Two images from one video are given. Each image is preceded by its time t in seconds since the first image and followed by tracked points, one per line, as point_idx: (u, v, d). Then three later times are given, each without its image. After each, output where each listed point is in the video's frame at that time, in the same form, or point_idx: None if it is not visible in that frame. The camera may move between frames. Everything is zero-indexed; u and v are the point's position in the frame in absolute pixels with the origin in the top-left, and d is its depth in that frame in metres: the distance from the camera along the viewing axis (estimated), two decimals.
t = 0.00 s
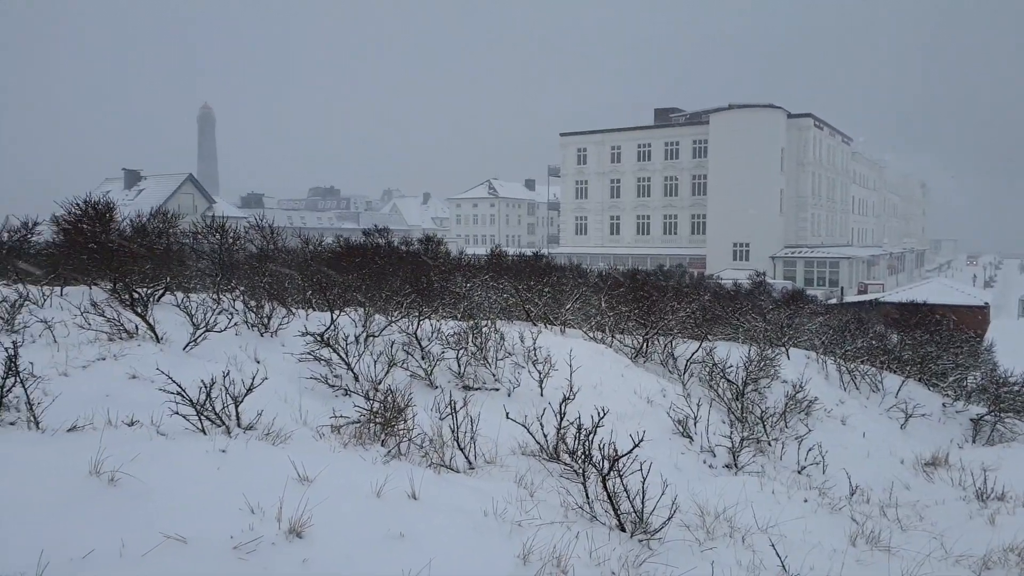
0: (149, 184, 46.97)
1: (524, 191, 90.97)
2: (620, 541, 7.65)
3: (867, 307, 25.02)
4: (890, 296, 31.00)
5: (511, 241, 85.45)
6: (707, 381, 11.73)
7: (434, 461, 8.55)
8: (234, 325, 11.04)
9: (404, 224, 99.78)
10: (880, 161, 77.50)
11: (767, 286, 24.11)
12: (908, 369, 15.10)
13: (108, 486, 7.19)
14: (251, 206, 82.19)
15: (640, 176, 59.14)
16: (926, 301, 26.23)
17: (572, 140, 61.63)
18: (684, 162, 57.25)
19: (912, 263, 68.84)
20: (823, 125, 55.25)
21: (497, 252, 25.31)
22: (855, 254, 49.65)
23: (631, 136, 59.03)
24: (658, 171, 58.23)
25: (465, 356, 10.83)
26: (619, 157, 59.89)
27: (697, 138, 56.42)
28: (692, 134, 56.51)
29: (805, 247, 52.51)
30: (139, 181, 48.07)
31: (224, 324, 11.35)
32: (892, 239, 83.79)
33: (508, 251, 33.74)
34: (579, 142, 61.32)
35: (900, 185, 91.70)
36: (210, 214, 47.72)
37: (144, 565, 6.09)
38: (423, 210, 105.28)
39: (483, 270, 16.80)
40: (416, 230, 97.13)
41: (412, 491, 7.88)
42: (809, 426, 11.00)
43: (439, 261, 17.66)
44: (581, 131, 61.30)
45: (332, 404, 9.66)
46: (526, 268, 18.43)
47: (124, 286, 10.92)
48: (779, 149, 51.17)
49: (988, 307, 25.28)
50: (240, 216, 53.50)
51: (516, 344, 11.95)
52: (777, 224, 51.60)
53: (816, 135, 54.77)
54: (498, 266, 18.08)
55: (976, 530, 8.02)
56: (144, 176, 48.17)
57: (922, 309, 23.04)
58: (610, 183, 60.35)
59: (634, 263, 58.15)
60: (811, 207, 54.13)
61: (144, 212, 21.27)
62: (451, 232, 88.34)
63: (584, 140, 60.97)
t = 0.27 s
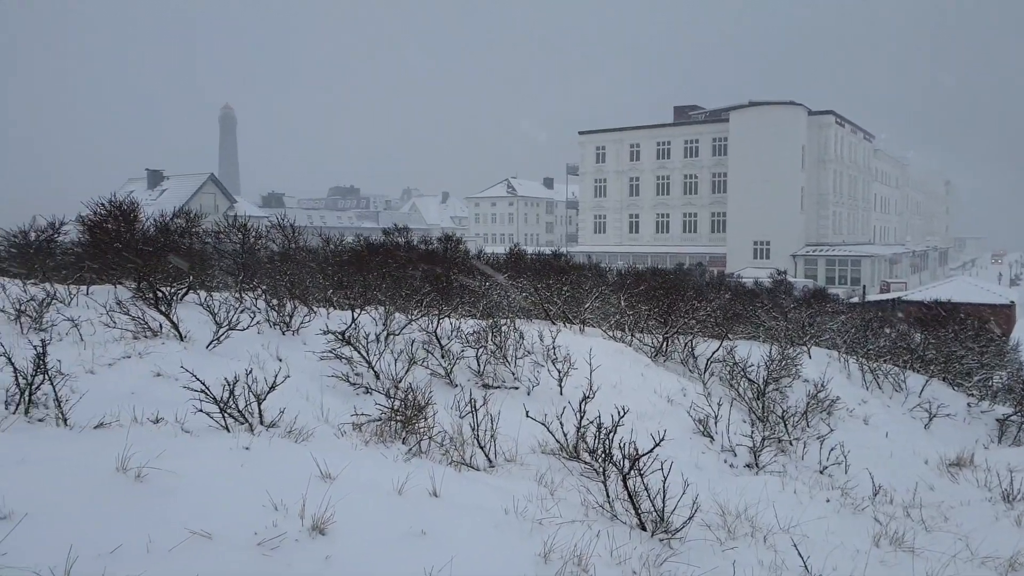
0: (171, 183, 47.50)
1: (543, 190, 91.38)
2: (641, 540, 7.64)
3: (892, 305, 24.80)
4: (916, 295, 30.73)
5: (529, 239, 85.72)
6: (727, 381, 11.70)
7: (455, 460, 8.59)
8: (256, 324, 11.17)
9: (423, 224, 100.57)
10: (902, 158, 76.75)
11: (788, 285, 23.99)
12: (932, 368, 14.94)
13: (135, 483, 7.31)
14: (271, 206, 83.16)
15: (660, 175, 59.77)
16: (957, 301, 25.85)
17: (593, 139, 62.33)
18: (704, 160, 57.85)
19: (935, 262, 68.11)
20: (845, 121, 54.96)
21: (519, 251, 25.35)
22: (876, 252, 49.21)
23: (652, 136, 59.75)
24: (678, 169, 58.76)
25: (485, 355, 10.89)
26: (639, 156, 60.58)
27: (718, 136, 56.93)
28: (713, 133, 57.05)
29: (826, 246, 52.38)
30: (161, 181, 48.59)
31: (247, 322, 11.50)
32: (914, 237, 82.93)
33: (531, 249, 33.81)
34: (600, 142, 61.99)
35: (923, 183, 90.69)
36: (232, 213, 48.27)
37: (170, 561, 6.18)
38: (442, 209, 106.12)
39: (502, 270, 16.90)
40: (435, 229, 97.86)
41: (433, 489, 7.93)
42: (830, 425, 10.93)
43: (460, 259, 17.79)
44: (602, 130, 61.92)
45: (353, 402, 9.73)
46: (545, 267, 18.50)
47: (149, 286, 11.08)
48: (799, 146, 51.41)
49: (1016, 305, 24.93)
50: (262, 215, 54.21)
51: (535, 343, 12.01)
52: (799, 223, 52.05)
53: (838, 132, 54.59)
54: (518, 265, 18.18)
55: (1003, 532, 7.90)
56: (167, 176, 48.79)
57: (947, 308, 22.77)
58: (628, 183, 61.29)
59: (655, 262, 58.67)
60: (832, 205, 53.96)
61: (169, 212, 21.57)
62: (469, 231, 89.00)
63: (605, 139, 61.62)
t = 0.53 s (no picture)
0: (195, 184, 48.05)
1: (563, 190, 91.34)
2: (663, 541, 7.62)
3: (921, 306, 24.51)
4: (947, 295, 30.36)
5: (547, 239, 86.00)
6: (750, 382, 11.65)
7: (476, 459, 8.63)
8: (280, 323, 11.31)
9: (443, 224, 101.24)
10: (927, 157, 75.83)
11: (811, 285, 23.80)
12: (959, 370, 14.72)
13: (162, 479, 7.43)
14: (292, 206, 83.98)
15: (681, 175, 59.52)
16: (990, 303, 25.39)
17: (614, 138, 62.31)
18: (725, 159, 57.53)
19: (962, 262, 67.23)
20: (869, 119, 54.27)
21: (542, 250, 25.34)
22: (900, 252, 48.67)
23: (672, 135, 59.55)
24: (699, 168, 58.56)
25: (505, 355, 10.95)
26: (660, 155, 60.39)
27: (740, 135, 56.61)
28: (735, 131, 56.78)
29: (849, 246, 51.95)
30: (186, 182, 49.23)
31: (270, 322, 11.65)
32: (939, 236, 81.93)
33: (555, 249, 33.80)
34: (621, 141, 61.98)
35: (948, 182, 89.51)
36: (255, 214, 48.75)
37: (198, 557, 6.27)
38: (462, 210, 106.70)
39: (522, 270, 16.96)
40: (455, 229, 98.52)
41: (455, 488, 7.97)
42: (854, 427, 10.83)
43: (481, 260, 17.90)
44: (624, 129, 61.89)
45: (375, 401, 9.81)
46: (566, 266, 18.54)
47: (174, 285, 11.27)
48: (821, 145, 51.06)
49: None
50: (283, 215, 54.80)
51: (555, 343, 12.06)
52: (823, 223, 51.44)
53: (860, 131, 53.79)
54: (538, 265, 18.24)
55: None
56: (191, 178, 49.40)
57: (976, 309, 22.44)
58: (648, 182, 61.21)
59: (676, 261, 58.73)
60: (855, 204, 53.43)
61: (194, 213, 21.89)
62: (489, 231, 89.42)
63: (626, 139, 61.65)
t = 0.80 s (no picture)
0: (222, 185, 48.63)
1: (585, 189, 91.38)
2: (689, 542, 7.59)
3: (955, 306, 24.16)
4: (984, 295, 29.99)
5: (568, 239, 86.24)
6: (775, 383, 11.58)
7: (501, 458, 8.66)
8: (306, 322, 11.47)
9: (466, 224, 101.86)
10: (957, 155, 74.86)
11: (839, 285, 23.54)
12: (991, 373, 14.47)
13: (192, 476, 7.56)
14: (314, 207, 84.95)
15: (705, 173, 59.15)
16: None
17: (637, 137, 62.20)
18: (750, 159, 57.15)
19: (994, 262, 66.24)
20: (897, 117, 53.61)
21: (567, 250, 25.34)
22: (928, 251, 48.12)
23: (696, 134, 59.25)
24: (723, 167, 58.21)
25: (528, 354, 11.02)
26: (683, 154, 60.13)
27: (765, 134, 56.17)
28: (759, 130, 56.38)
29: (875, 246, 51.46)
30: (213, 183, 49.85)
31: (296, 320, 11.81)
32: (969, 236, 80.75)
33: (582, 249, 33.75)
34: (643, 140, 61.88)
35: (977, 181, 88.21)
36: (280, 214, 49.18)
37: (227, 553, 6.36)
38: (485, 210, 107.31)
39: (545, 269, 17.00)
40: (476, 230, 98.96)
41: (480, 487, 8.01)
42: (883, 429, 10.71)
43: (504, 260, 17.98)
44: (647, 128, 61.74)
45: (400, 400, 9.89)
46: (589, 266, 18.54)
47: (202, 284, 11.45)
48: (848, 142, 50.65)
49: None
50: (307, 215, 55.46)
51: (579, 343, 12.08)
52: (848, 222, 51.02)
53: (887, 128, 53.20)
54: (561, 265, 18.26)
55: None
56: (218, 178, 50.08)
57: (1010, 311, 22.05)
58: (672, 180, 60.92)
59: (699, 260, 58.09)
60: (883, 204, 52.84)
61: (222, 213, 22.20)
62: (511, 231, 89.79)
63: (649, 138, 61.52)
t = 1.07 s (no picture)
0: (249, 184, 49.20)
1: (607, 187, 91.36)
2: (715, 542, 7.56)
3: (990, 306, 23.76)
4: None
5: (592, 238, 86.54)
6: (803, 382, 11.51)
7: (526, 456, 8.69)
8: (333, 320, 11.61)
9: (489, 223, 102.52)
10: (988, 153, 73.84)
11: (867, 285, 23.28)
12: None
13: (222, 471, 7.68)
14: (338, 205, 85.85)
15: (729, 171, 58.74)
16: None
17: (660, 134, 62.06)
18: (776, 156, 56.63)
19: None
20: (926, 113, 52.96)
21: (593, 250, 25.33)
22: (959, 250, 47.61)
23: (720, 131, 58.88)
24: (749, 164, 57.73)
25: (553, 353, 11.06)
26: (707, 152, 59.72)
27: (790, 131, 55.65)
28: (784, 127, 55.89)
29: (904, 244, 51.02)
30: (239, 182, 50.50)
31: (324, 318, 11.95)
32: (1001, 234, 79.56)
33: (610, 249, 33.70)
34: (667, 138, 61.71)
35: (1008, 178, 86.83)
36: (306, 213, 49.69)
37: (256, 548, 6.45)
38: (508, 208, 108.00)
39: (569, 268, 17.04)
40: (497, 228, 99.47)
41: (506, 485, 8.04)
42: (912, 430, 10.59)
43: (529, 260, 18.05)
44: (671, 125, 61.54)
45: (425, 397, 9.97)
46: (613, 265, 18.55)
47: (230, 283, 11.62)
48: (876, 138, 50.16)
49: None
50: (332, 214, 56.12)
51: (603, 342, 12.09)
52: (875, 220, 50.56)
53: (916, 125, 52.66)
54: (585, 264, 18.29)
55: None
56: (245, 178, 50.73)
57: None
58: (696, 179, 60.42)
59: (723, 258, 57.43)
60: (912, 202, 52.36)
61: (251, 212, 22.53)
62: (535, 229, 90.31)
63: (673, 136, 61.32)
